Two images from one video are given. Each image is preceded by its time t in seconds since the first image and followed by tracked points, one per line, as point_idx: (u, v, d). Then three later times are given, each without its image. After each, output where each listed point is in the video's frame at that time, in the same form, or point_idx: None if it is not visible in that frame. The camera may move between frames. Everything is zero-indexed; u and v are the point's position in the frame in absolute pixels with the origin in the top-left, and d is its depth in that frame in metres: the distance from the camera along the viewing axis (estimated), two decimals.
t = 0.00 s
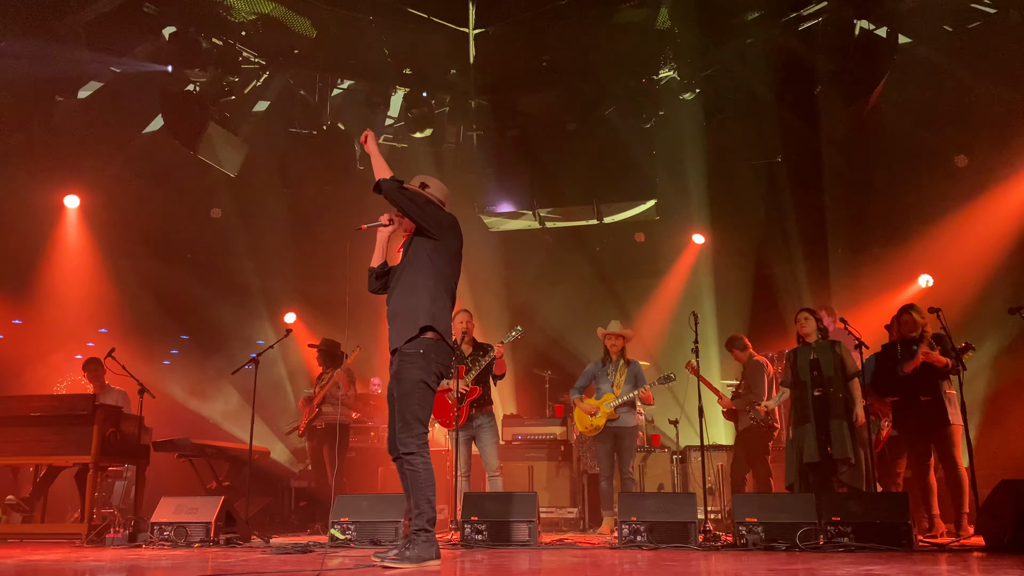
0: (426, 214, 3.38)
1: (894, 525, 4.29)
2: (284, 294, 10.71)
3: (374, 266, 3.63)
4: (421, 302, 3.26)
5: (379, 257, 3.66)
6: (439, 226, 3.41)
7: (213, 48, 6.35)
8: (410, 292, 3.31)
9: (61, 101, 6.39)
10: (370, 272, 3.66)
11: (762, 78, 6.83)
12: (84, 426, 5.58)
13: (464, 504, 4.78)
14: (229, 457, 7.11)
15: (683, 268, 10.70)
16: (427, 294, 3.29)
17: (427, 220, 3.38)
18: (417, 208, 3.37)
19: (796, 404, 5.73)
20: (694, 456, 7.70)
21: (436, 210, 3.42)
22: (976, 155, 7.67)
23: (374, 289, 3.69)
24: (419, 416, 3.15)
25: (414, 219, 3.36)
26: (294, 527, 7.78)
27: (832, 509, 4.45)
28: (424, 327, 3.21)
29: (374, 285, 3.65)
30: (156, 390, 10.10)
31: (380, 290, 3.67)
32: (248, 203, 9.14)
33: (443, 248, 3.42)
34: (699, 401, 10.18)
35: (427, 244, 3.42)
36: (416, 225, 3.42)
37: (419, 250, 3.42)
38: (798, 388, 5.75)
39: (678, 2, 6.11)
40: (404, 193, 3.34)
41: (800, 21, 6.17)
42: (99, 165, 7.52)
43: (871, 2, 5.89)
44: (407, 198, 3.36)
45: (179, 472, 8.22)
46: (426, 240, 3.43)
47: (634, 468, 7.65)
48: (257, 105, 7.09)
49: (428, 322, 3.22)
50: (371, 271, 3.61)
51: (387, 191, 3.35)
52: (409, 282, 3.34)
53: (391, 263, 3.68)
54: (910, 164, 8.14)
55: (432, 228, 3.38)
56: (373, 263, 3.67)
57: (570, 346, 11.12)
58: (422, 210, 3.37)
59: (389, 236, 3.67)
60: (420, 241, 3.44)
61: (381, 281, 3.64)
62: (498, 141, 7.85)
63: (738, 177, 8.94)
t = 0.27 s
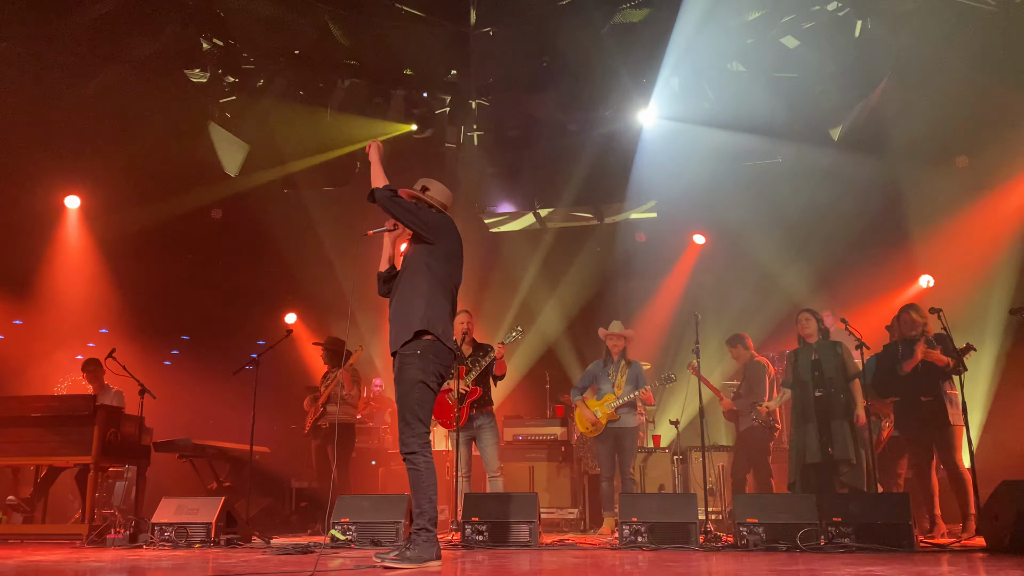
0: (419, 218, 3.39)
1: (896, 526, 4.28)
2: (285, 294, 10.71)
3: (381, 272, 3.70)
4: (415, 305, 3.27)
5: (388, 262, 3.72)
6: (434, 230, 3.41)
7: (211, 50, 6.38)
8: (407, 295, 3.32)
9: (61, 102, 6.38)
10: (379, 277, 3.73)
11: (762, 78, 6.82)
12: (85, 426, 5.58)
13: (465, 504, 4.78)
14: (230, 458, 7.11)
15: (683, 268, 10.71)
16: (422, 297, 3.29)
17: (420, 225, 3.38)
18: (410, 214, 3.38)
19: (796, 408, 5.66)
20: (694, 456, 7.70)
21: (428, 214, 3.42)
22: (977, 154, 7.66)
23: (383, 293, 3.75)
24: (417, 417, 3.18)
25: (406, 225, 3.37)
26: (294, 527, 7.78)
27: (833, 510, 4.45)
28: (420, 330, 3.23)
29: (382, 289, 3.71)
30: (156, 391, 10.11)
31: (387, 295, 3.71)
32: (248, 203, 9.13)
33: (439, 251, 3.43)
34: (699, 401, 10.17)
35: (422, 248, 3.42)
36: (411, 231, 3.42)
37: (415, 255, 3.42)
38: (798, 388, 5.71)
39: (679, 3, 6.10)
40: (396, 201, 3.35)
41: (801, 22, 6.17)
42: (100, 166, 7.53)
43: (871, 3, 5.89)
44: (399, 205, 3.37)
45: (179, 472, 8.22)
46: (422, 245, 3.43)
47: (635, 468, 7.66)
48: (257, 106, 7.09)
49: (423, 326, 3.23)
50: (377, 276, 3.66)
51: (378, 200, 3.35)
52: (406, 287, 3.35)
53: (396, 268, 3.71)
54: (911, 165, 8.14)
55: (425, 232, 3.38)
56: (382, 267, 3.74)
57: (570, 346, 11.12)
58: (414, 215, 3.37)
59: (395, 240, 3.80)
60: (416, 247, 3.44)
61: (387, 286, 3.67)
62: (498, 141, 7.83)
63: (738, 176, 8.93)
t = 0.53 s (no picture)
0: (410, 220, 3.40)
1: (896, 526, 4.27)
2: (286, 293, 10.72)
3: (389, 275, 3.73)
4: (408, 306, 3.29)
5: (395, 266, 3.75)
6: (425, 230, 3.42)
7: (215, 49, 6.32)
8: (401, 297, 3.34)
9: (61, 102, 6.39)
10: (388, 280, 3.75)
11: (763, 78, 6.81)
12: (85, 427, 5.58)
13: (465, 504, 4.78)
14: (230, 458, 7.11)
15: (684, 268, 10.63)
16: (415, 298, 3.30)
17: (411, 227, 3.39)
18: (401, 218, 3.39)
19: (796, 407, 5.69)
20: (694, 456, 7.70)
21: (419, 215, 3.43)
22: (977, 154, 7.66)
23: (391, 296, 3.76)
24: (411, 418, 3.21)
25: (399, 228, 3.38)
26: (295, 527, 7.78)
27: (833, 510, 4.45)
28: (412, 331, 3.25)
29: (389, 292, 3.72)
30: (157, 391, 10.11)
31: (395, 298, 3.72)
32: (249, 203, 9.13)
33: (433, 251, 3.42)
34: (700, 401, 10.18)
35: (416, 250, 3.43)
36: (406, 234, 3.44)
37: (411, 257, 3.42)
38: (800, 388, 5.70)
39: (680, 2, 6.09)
40: (386, 206, 3.36)
41: (802, 22, 6.16)
42: (100, 166, 7.53)
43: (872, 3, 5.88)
44: (391, 209, 3.38)
45: (180, 472, 8.23)
46: (416, 247, 3.44)
47: (635, 468, 7.66)
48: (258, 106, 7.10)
49: (415, 326, 3.25)
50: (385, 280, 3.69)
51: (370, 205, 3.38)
52: (402, 289, 3.37)
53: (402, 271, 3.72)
54: (912, 165, 8.14)
55: (418, 234, 3.40)
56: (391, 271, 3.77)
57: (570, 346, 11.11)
58: (405, 217, 3.39)
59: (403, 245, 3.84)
60: (411, 250, 3.45)
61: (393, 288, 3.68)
62: (499, 141, 7.83)
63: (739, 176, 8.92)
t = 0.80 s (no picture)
0: (403, 226, 3.45)
1: (895, 525, 4.29)
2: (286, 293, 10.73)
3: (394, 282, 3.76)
4: (412, 310, 3.36)
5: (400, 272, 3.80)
6: (420, 234, 3.47)
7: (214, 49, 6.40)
8: (405, 303, 3.42)
9: (62, 102, 6.40)
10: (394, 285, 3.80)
11: (762, 77, 6.81)
12: (85, 426, 5.59)
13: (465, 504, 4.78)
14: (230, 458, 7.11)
15: (685, 266, 10.75)
16: (418, 302, 3.37)
17: (402, 231, 3.44)
18: (393, 224, 3.43)
19: (797, 406, 5.71)
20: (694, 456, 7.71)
21: (410, 219, 3.48)
22: (977, 154, 7.66)
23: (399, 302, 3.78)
24: (414, 419, 3.23)
25: (393, 234, 3.43)
26: (295, 527, 7.78)
27: (833, 509, 4.45)
28: (417, 334, 3.30)
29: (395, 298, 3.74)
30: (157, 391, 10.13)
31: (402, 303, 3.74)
32: (248, 203, 9.13)
33: (430, 252, 3.47)
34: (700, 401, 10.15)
35: (413, 254, 3.48)
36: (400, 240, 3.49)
37: (410, 260, 3.48)
38: (801, 387, 5.72)
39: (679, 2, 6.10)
40: (375, 215, 3.38)
41: (800, 22, 6.16)
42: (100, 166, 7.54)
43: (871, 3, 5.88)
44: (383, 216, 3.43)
45: (180, 472, 8.24)
46: (413, 251, 3.49)
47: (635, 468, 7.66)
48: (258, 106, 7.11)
49: (420, 329, 3.30)
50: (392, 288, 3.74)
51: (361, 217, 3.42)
52: (406, 295, 3.45)
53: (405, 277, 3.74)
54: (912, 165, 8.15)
55: (413, 237, 3.46)
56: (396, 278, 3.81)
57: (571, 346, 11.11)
58: (398, 224, 3.43)
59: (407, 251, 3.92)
60: (408, 254, 3.49)
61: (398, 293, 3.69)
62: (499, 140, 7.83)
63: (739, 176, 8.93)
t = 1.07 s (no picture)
0: (425, 232, 3.48)
1: (896, 525, 4.28)
2: (286, 293, 10.73)
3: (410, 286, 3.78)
4: (433, 313, 3.38)
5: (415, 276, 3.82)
6: (441, 239, 3.50)
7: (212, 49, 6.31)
8: (424, 306, 3.43)
9: (62, 102, 6.40)
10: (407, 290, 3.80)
11: (763, 76, 6.80)
12: (86, 426, 5.58)
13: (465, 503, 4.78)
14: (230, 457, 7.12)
15: (685, 266, 10.67)
16: (438, 305, 3.39)
17: (426, 236, 3.47)
18: (416, 229, 3.47)
19: (797, 405, 5.70)
20: (694, 456, 7.71)
21: (432, 225, 3.50)
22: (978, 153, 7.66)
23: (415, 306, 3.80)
24: (427, 418, 3.25)
25: (415, 239, 3.47)
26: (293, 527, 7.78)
27: (833, 509, 4.45)
28: (436, 336, 3.32)
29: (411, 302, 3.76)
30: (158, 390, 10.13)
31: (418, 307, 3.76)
32: (248, 202, 9.12)
33: (451, 257, 3.50)
34: (700, 401, 10.16)
35: (433, 258, 3.50)
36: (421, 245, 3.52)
37: (428, 264, 3.49)
38: (801, 387, 5.71)
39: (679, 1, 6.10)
40: (399, 220, 3.45)
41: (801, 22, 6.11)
42: (100, 165, 7.53)
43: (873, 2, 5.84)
44: (405, 221, 3.47)
45: (181, 471, 8.24)
46: (433, 255, 3.51)
47: (635, 467, 7.67)
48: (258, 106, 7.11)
49: (440, 332, 3.32)
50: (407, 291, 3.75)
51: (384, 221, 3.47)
52: (424, 298, 3.45)
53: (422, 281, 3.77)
54: (912, 164, 8.15)
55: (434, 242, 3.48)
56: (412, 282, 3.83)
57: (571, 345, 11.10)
58: (419, 229, 3.47)
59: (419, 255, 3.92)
60: (429, 258, 3.52)
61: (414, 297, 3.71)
62: (499, 140, 7.82)
63: (740, 176, 8.92)
